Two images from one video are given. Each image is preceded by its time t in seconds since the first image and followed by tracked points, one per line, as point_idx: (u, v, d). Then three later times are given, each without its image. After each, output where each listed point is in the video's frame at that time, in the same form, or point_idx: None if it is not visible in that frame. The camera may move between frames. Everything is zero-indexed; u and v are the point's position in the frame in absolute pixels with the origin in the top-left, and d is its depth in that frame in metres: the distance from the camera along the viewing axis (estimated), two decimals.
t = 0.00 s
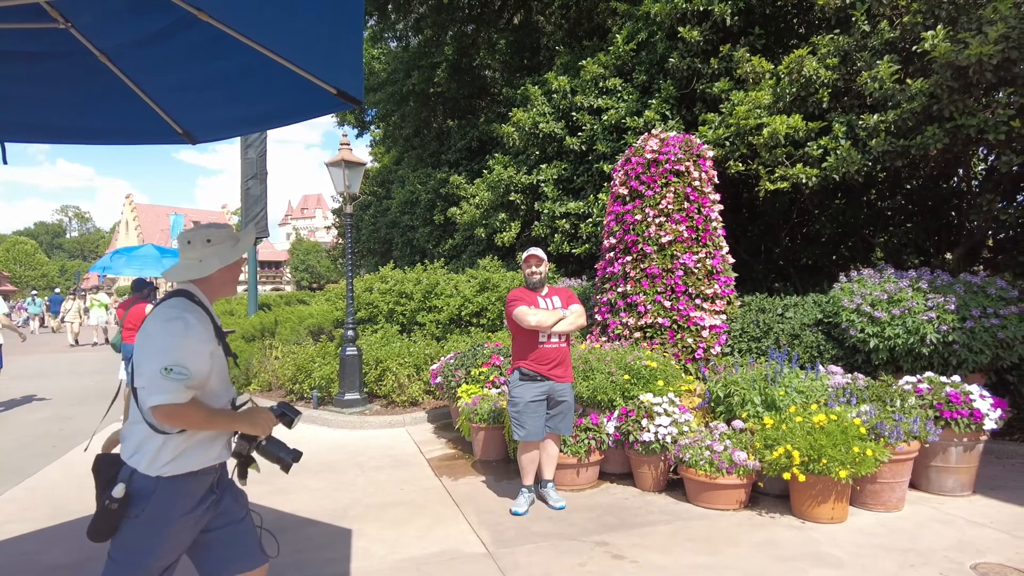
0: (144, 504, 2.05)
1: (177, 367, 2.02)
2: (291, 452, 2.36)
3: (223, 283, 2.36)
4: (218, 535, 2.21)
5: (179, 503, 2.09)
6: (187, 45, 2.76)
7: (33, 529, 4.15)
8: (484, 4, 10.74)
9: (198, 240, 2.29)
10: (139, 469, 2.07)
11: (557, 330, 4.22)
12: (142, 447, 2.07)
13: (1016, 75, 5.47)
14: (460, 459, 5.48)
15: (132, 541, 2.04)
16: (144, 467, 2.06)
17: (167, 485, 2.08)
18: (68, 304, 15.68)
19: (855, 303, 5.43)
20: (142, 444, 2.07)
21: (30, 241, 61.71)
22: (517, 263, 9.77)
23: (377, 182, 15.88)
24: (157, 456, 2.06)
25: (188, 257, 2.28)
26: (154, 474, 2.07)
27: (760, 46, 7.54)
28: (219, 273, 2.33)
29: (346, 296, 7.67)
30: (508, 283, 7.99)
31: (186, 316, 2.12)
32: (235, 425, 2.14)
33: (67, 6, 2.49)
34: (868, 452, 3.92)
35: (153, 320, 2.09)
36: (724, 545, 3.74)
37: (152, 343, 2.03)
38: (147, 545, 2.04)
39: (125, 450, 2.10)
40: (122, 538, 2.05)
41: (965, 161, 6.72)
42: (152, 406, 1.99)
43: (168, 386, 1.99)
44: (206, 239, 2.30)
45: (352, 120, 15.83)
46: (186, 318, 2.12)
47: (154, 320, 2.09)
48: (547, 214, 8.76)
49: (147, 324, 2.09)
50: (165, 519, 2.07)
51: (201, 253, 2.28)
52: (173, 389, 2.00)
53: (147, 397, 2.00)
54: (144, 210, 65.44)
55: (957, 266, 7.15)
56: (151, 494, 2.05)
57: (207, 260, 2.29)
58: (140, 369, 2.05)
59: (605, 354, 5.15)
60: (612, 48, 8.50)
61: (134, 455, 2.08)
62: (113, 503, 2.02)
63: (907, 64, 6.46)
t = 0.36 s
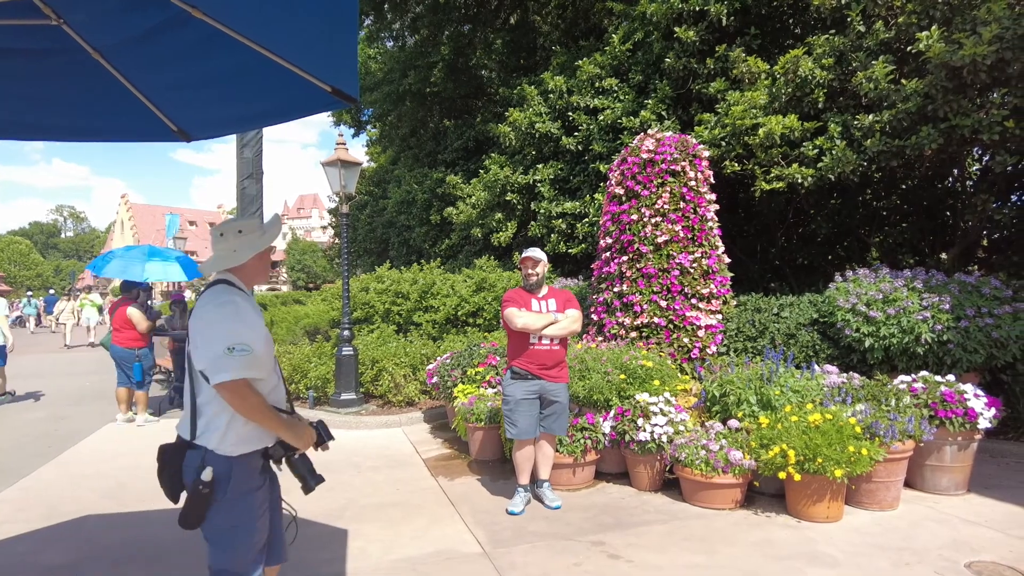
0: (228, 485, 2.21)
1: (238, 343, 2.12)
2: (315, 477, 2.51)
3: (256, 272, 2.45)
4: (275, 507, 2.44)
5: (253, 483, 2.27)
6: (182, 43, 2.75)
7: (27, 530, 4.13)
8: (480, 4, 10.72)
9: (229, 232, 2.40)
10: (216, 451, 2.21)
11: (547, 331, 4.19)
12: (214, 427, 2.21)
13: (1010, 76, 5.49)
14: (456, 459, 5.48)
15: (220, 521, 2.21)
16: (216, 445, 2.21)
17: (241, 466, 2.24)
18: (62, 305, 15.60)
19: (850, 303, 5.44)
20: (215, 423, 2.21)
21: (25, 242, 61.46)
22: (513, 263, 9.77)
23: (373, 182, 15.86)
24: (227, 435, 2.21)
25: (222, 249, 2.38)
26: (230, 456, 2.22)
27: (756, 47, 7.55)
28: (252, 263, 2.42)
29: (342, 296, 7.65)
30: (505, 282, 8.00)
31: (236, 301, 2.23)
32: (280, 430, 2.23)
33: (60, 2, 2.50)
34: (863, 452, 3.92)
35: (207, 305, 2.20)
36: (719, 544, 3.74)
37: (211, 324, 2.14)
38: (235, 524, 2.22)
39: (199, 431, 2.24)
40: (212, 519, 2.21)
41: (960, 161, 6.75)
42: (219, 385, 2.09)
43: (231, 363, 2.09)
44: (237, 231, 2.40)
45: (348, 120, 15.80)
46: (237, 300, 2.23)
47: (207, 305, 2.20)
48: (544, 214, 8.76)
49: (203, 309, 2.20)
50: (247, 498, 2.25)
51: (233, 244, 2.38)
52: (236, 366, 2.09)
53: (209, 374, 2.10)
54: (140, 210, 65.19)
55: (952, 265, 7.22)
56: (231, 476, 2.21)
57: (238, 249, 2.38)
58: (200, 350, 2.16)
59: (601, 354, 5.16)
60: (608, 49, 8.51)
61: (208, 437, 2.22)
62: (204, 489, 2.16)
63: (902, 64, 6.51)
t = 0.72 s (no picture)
0: (283, 470, 2.25)
1: (290, 330, 2.21)
2: (345, 470, 2.48)
3: (280, 265, 2.47)
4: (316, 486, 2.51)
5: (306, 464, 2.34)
6: (179, 41, 2.73)
7: (22, 531, 4.10)
8: (476, 4, 10.71)
9: (252, 226, 2.42)
10: (271, 439, 2.25)
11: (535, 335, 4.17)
12: (268, 419, 2.24)
13: (1006, 76, 5.51)
14: (452, 459, 5.46)
15: (288, 505, 2.25)
16: (273, 435, 2.24)
17: (293, 451, 2.30)
18: (56, 304, 15.52)
19: (847, 303, 5.44)
20: (269, 416, 2.24)
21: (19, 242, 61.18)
22: (510, 263, 9.76)
23: (369, 182, 15.83)
24: (282, 424, 2.26)
25: (244, 244, 2.42)
26: (284, 442, 2.27)
27: (752, 47, 7.56)
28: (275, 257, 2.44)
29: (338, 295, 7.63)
30: (502, 283, 7.97)
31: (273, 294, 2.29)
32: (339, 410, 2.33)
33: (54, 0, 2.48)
34: (860, 451, 3.93)
35: (241, 303, 2.24)
36: (717, 544, 3.74)
37: (256, 318, 2.19)
38: (301, 504, 2.28)
39: (249, 427, 2.24)
40: (274, 505, 2.24)
41: (955, 161, 6.78)
42: (284, 373, 2.17)
43: (290, 349, 2.18)
44: (260, 225, 2.42)
45: (344, 120, 15.77)
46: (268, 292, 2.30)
47: (239, 303, 2.25)
48: (540, 214, 8.75)
49: (237, 308, 2.24)
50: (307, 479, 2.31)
51: (257, 239, 2.41)
52: (296, 351, 2.19)
53: (264, 367, 2.16)
54: (135, 210, 64.97)
55: (947, 265, 7.22)
56: (288, 461, 2.26)
57: (261, 244, 2.41)
58: (244, 348, 2.19)
59: (598, 353, 5.15)
60: (605, 48, 8.51)
61: (262, 429, 2.24)
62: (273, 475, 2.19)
63: (898, 64, 6.54)
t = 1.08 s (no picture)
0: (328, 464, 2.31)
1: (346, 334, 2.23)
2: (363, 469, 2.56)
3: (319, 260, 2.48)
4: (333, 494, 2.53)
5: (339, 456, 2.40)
6: (174, 38, 2.73)
7: (17, 530, 4.09)
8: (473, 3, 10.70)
9: (296, 219, 2.43)
10: (314, 433, 2.28)
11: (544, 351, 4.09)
12: (314, 414, 2.26)
13: (1001, 76, 5.53)
14: (449, 459, 5.45)
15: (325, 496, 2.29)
16: (320, 430, 2.29)
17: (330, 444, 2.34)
18: (52, 303, 15.44)
19: (843, 302, 5.44)
20: (315, 412, 2.26)
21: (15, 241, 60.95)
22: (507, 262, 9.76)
23: (366, 181, 15.81)
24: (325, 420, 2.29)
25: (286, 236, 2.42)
26: (324, 435, 2.31)
27: (749, 46, 7.56)
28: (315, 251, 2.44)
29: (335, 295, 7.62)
30: (499, 282, 7.97)
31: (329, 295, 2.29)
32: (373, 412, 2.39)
33: None
34: (856, 449, 3.93)
35: (297, 300, 2.22)
36: (714, 542, 3.74)
37: (314, 319, 2.19)
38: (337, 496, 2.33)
39: (292, 421, 2.23)
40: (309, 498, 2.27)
41: (951, 161, 6.80)
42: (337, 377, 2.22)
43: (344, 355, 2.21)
44: (303, 219, 2.43)
45: (341, 119, 15.74)
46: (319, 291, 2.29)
47: (293, 300, 2.22)
48: (538, 213, 8.75)
49: (292, 304, 2.22)
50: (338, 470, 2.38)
51: (299, 233, 2.41)
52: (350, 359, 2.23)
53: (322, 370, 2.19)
54: (131, 209, 64.83)
55: (943, 266, 7.19)
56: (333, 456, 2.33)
57: (304, 238, 2.41)
58: (300, 346, 2.20)
59: (596, 352, 5.15)
60: (602, 48, 8.51)
61: (307, 423, 2.25)
62: (320, 465, 2.24)
63: (895, 64, 6.55)
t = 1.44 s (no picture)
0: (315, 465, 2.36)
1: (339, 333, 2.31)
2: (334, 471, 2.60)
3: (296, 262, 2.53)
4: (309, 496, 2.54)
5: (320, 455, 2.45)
6: (160, 35, 2.71)
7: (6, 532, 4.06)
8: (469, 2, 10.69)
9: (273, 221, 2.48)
10: (301, 434, 2.31)
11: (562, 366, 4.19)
12: (303, 417, 2.31)
13: (993, 76, 5.55)
14: (443, 459, 5.44)
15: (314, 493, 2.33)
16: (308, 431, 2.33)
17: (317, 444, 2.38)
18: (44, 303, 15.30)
19: (836, 301, 5.45)
20: (305, 413, 2.31)
21: (8, 241, 60.62)
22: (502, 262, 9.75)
23: (361, 180, 15.78)
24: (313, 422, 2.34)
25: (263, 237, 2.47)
26: (311, 436, 2.35)
27: (743, 46, 7.57)
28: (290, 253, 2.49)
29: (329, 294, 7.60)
30: (493, 282, 7.96)
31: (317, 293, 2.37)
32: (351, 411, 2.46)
33: None
34: (849, 449, 3.94)
35: (286, 300, 2.27)
36: (706, 542, 3.75)
37: (305, 320, 2.26)
38: (322, 494, 2.37)
39: (283, 422, 2.26)
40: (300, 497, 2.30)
41: (944, 161, 6.82)
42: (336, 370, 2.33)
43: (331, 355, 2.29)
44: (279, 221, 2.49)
45: (336, 118, 15.68)
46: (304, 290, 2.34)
47: (283, 300, 2.27)
48: (532, 213, 8.75)
49: (281, 306, 2.26)
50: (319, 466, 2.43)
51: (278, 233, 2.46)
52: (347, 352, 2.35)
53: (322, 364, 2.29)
54: (125, 209, 64.57)
55: (935, 265, 7.32)
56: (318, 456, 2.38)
57: (281, 238, 2.46)
58: (295, 344, 2.26)
59: (589, 351, 5.14)
60: (597, 47, 8.51)
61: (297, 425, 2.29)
62: (311, 463, 2.30)
63: (888, 64, 6.57)
